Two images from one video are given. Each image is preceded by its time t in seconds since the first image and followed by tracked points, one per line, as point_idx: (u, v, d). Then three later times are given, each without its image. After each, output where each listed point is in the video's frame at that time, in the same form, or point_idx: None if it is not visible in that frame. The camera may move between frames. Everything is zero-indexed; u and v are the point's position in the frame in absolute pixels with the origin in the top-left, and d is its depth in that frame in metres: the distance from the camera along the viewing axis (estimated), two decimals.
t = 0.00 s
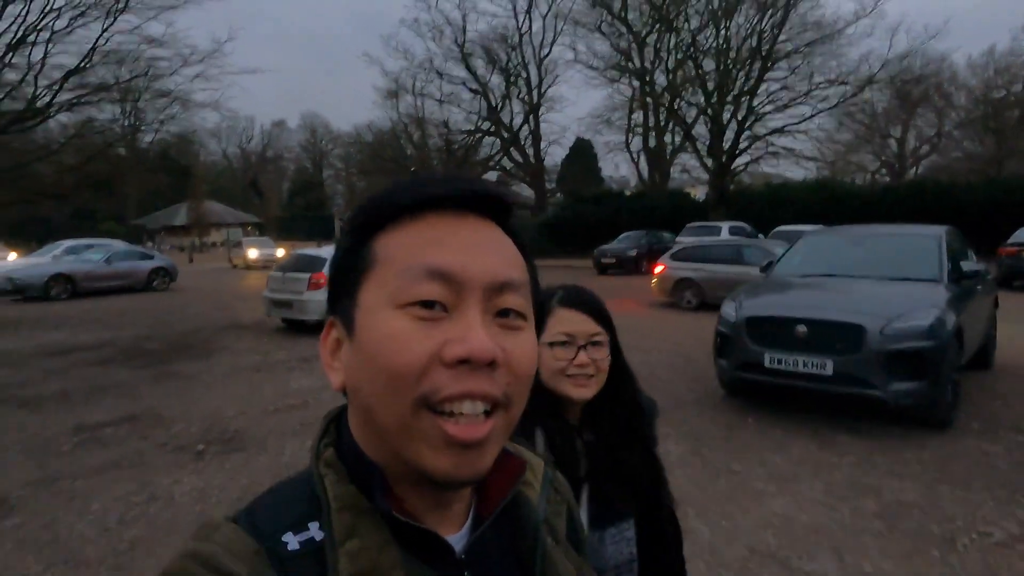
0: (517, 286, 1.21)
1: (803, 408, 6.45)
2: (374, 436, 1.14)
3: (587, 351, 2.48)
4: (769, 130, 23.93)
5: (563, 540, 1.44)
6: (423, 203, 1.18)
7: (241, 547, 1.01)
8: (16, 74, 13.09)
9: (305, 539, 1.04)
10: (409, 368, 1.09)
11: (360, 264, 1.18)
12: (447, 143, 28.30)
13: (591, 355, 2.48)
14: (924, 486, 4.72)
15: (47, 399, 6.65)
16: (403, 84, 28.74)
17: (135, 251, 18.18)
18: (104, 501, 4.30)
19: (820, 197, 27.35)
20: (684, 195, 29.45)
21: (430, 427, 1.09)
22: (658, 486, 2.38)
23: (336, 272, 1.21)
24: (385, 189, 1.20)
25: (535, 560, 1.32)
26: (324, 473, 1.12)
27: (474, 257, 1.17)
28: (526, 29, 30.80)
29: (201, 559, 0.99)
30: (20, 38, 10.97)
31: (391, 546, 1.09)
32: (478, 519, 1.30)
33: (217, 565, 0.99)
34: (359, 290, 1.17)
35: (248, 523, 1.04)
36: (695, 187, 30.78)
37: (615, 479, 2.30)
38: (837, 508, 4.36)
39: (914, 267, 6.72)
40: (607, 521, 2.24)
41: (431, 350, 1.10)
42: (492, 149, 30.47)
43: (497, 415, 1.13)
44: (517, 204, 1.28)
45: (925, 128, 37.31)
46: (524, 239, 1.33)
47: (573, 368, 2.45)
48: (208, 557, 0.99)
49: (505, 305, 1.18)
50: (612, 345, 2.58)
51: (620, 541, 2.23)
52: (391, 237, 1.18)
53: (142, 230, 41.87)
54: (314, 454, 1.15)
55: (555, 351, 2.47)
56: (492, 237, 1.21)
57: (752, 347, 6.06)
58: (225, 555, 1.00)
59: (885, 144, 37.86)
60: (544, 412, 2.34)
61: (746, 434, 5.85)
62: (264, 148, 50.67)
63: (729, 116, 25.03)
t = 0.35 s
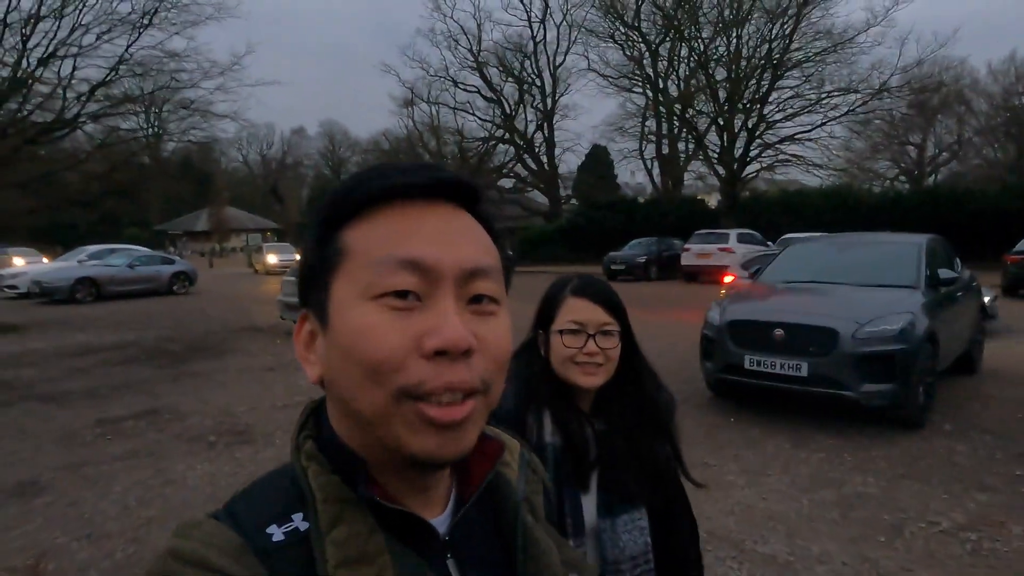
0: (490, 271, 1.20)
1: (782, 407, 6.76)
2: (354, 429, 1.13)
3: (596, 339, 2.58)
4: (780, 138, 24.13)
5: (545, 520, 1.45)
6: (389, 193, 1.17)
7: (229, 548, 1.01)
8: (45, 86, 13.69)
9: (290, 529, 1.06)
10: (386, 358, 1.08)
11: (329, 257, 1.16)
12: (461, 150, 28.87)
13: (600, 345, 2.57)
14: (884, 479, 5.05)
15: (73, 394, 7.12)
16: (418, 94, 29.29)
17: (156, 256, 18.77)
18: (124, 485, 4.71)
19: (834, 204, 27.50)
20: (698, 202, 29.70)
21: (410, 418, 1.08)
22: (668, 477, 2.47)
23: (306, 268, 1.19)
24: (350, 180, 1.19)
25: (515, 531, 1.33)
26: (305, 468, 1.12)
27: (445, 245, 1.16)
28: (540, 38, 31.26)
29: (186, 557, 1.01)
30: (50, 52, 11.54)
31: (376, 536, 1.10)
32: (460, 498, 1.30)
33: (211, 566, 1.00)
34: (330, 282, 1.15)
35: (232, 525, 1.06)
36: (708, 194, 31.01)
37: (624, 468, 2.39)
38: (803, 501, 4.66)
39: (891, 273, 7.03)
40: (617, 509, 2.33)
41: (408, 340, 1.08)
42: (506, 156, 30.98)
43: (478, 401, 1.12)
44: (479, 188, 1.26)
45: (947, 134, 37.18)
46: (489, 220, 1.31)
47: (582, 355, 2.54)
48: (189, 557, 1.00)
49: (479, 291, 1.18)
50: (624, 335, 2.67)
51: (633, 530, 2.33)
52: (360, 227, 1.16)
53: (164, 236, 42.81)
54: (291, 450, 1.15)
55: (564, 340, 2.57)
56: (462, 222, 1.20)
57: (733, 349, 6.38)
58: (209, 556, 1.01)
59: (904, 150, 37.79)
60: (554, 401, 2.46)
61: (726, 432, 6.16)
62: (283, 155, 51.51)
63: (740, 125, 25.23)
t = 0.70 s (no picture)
0: (488, 290, 1.26)
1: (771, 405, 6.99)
2: (348, 439, 1.17)
3: (594, 363, 2.60)
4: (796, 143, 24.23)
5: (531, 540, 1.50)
6: (394, 208, 1.23)
7: (216, 555, 1.05)
8: (77, 93, 14.27)
9: (276, 542, 1.10)
10: (385, 369, 1.13)
11: (334, 266, 1.22)
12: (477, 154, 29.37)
13: (600, 373, 2.59)
14: (858, 473, 5.28)
15: (96, 388, 7.54)
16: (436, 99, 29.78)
17: (179, 259, 19.30)
18: (139, 470, 5.07)
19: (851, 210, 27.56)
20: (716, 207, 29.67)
21: (402, 428, 1.13)
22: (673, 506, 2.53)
23: (310, 275, 1.24)
24: (360, 194, 1.25)
25: (507, 553, 1.38)
26: (295, 477, 1.17)
27: (447, 260, 1.21)
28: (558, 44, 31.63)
29: (171, 561, 1.04)
30: (81, 62, 12.06)
31: (363, 546, 1.14)
32: (449, 518, 1.35)
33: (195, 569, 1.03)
34: (334, 292, 1.20)
35: (223, 527, 1.09)
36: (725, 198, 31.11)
37: (625, 500, 2.45)
38: (779, 493, 4.86)
39: (880, 276, 7.25)
40: (624, 548, 2.39)
41: (407, 352, 1.13)
42: (523, 160, 31.37)
43: (470, 416, 1.17)
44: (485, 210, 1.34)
45: (970, 137, 36.82)
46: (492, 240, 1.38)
47: (579, 382, 2.58)
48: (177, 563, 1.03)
49: (477, 307, 1.23)
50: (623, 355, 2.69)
51: (640, 569, 2.38)
52: (364, 241, 1.22)
53: (189, 239, 43.80)
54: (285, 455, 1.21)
55: (560, 365, 2.60)
56: (463, 240, 1.26)
57: (722, 348, 6.62)
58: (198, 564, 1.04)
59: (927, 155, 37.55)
60: (555, 436, 2.50)
61: (716, 428, 6.39)
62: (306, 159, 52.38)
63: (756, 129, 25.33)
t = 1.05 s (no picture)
0: (514, 285, 1.28)
1: (775, 407, 7.19)
2: (371, 423, 1.20)
3: (597, 364, 2.56)
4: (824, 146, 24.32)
5: (546, 538, 1.52)
6: (427, 200, 1.27)
7: (232, 531, 1.07)
8: (117, 102, 14.89)
9: (293, 521, 1.11)
10: (413, 355, 1.16)
11: (365, 251, 1.25)
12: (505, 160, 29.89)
13: (603, 375, 2.56)
14: (847, 473, 5.47)
15: (131, 384, 8.01)
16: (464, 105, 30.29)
17: (214, 261, 19.90)
18: (167, 459, 5.47)
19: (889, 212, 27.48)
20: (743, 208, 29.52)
21: (427, 414, 1.16)
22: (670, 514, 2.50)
23: (340, 260, 1.29)
24: (397, 179, 1.29)
25: (520, 549, 1.40)
26: (313, 460, 1.19)
27: (476, 253, 1.24)
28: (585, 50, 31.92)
29: (191, 539, 1.06)
30: (121, 75, 12.63)
31: (379, 528, 1.16)
32: (462, 509, 1.37)
33: (210, 551, 1.04)
34: (363, 278, 1.24)
35: (241, 504, 1.11)
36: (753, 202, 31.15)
37: (624, 507, 2.43)
38: (768, 492, 5.07)
39: (885, 282, 7.41)
40: (617, 556, 2.38)
41: (434, 341, 1.16)
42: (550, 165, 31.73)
43: (492, 407, 1.20)
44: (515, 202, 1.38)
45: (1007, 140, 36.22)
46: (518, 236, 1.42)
47: (581, 384, 2.54)
48: (198, 538, 1.06)
49: (503, 301, 1.26)
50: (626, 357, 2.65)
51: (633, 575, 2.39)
52: (397, 228, 1.25)
53: (226, 242, 44.98)
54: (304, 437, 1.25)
55: (561, 365, 2.56)
56: (493, 232, 1.29)
57: (723, 351, 6.84)
58: (222, 540, 1.06)
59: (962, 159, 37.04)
60: (553, 436, 2.49)
61: (719, 429, 6.59)
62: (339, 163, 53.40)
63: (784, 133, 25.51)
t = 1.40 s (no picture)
0: (496, 295, 1.25)
1: (782, 408, 7.34)
2: (350, 439, 1.18)
3: (622, 371, 2.41)
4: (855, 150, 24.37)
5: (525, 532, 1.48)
6: (403, 209, 1.21)
7: (214, 549, 1.06)
8: (157, 110, 15.45)
9: (273, 537, 1.09)
10: (393, 375, 1.12)
11: (340, 262, 1.21)
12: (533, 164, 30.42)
13: (629, 384, 2.40)
14: (843, 469, 5.64)
15: (167, 378, 8.47)
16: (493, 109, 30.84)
17: (248, 263, 20.47)
18: (198, 446, 5.86)
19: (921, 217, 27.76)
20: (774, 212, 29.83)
21: (408, 435, 1.13)
22: (711, 529, 2.33)
23: (315, 269, 1.24)
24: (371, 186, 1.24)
25: (503, 552, 1.37)
26: (292, 472, 1.17)
27: (457, 264, 1.20)
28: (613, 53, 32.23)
29: (169, 562, 1.04)
30: (160, 85, 13.16)
31: (364, 542, 1.15)
32: (446, 511, 1.35)
33: (189, 564, 1.03)
34: (340, 288, 1.20)
35: (222, 521, 1.10)
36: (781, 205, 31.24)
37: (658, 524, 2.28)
38: (763, 484, 5.27)
39: (892, 284, 7.57)
40: None
41: (415, 359, 1.13)
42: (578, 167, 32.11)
43: (474, 423, 1.17)
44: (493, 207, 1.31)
45: None
46: (499, 240, 1.36)
47: (606, 392, 2.40)
48: (178, 555, 1.04)
49: (484, 313, 1.22)
50: (657, 362, 2.49)
51: None
52: (373, 239, 1.20)
53: (262, 244, 46.20)
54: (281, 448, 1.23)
55: (585, 374, 2.42)
56: (473, 241, 1.25)
57: (730, 351, 7.06)
58: (196, 554, 1.04)
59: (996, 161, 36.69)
60: (580, 449, 2.37)
61: (724, 426, 6.80)
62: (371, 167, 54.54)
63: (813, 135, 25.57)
